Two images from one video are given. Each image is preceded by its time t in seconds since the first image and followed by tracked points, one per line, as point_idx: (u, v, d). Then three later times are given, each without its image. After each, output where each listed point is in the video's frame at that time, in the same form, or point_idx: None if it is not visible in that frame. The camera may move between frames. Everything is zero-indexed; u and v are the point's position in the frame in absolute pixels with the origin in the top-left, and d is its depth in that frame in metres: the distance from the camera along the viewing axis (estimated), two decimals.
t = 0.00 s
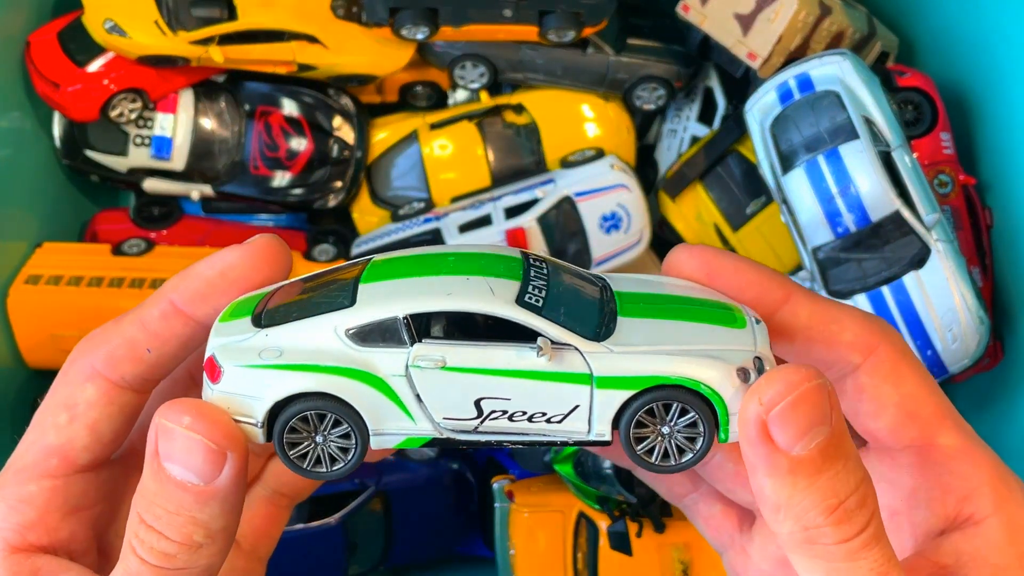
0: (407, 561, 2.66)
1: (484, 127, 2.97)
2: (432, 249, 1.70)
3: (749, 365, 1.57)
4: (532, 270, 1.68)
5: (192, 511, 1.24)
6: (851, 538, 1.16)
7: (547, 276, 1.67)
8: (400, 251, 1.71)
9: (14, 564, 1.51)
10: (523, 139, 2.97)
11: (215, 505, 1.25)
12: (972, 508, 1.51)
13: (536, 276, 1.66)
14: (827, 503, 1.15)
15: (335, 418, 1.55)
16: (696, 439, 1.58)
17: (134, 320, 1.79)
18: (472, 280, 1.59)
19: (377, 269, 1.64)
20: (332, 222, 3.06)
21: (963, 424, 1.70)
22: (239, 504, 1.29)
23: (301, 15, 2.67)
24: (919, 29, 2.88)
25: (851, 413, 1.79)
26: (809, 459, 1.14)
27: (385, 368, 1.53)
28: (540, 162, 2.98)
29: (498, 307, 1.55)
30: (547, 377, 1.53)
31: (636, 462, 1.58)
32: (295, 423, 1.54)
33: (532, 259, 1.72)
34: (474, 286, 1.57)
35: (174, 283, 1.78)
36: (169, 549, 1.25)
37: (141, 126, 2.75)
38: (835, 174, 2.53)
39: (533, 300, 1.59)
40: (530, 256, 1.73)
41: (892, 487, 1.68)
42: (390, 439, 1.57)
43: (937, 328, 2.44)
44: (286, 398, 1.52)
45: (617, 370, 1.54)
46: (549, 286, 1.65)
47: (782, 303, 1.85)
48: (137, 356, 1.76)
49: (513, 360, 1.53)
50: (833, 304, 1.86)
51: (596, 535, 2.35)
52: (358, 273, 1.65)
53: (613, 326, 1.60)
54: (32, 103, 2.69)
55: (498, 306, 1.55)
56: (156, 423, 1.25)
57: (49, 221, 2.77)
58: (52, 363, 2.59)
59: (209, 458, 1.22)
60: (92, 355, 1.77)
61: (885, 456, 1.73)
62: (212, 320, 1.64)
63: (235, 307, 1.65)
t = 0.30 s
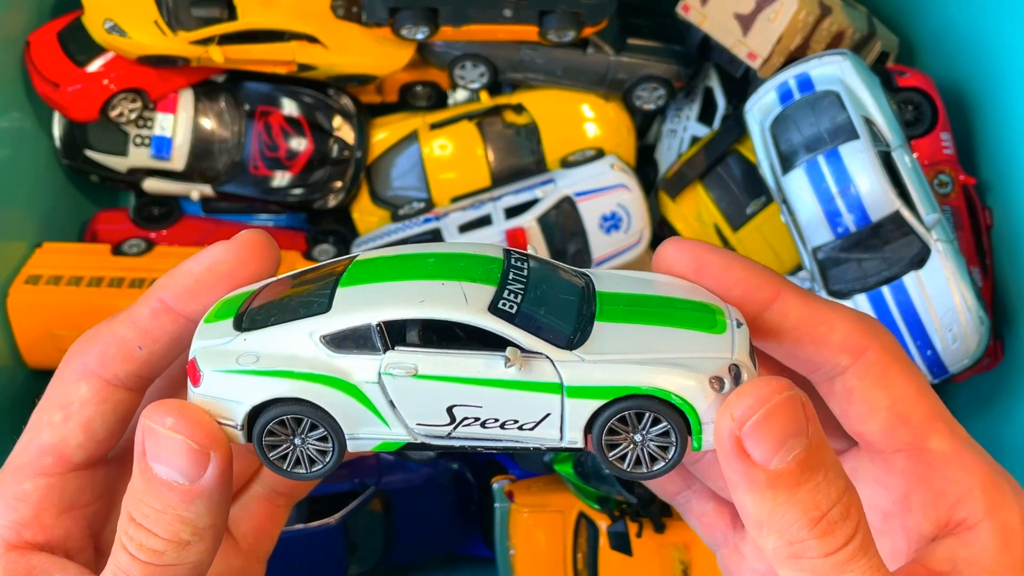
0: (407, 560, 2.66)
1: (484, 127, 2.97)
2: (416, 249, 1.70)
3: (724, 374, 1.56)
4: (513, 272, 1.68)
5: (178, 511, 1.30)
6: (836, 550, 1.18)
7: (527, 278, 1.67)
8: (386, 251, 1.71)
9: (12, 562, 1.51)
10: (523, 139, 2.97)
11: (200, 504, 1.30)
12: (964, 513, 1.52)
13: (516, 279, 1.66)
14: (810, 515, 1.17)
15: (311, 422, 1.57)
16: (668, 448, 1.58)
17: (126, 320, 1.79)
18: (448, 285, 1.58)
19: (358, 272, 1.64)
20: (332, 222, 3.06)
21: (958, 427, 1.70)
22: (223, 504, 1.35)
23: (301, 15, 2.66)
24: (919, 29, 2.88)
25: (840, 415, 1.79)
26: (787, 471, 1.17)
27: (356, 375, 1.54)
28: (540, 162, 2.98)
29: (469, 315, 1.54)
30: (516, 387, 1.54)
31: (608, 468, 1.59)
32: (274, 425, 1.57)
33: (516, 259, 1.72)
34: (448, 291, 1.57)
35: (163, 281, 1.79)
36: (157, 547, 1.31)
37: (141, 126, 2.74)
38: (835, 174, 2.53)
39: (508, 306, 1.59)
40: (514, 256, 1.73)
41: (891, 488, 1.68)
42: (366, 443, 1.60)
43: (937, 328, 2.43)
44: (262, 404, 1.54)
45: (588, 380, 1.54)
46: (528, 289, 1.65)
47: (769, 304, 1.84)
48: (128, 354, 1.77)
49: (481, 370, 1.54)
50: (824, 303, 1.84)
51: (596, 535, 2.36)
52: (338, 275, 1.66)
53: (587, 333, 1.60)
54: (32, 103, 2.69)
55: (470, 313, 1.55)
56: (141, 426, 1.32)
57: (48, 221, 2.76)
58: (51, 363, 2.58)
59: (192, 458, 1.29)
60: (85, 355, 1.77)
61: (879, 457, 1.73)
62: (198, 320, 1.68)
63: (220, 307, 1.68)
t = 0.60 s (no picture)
0: (407, 560, 2.66)
1: (484, 127, 2.97)
2: (406, 239, 1.75)
3: (688, 404, 1.57)
4: (496, 273, 1.71)
5: (161, 481, 1.40)
6: None
7: (509, 281, 1.71)
8: (375, 239, 1.76)
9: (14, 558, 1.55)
10: (523, 139, 2.97)
11: (182, 474, 1.40)
12: (955, 519, 1.54)
13: (497, 282, 1.69)
14: (757, 562, 1.25)
15: (282, 407, 1.66)
16: (627, 471, 1.65)
17: (108, 300, 1.90)
18: (424, 286, 1.62)
19: (342, 260, 1.69)
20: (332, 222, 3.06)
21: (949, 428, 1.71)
22: (206, 480, 1.45)
23: (301, 14, 2.66)
24: (918, 29, 2.88)
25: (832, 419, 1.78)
26: (722, 527, 1.24)
27: (326, 370, 1.61)
28: (540, 162, 2.98)
29: (442, 321, 1.59)
30: (479, 396, 1.60)
31: (568, 483, 1.69)
32: (247, 407, 1.67)
33: (502, 258, 1.75)
34: (423, 293, 1.61)
35: (144, 261, 1.88)
36: (142, 519, 1.40)
37: (141, 126, 2.75)
38: (835, 174, 2.53)
39: (481, 313, 1.63)
40: (501, 254, 1.76)
41: (889, 487, 1.68)
42: (334, 431, 1.70)
43: (937, 328, 2.43)
44: (236, 385, 1.64)
45: (548, 399, 1.59)
46: (506, 292, 1.69)
47: (760, 311, 1.83)
48: (113, 331, 1.88)
49: (446, 379, 1.60)
50: (814, 307, 1.84)
51: (596, 535, 2.38)
52: (323, 262, 1.70)
53: (557, 348, 1.63)
54: (32, 103, 2.69)
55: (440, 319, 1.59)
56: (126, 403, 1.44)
57: (48, 222, 2.76)
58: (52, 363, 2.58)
59: (174, 427, 1.40)
60: (74, 336, 1.89)
61: (873, 461, 1.73)
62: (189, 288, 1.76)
63: (209, 277, 1.76)
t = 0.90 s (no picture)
0: (407, 560, 2.66)
1: (484, 127, 2.97)
2: (406, 234, 1.78)
3: (641, 450, 1.53)
4: (484, 282, 1.71)
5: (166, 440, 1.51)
6: None
7: (495, 292, 1.71)
8: (383, 228, 1.79)
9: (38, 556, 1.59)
10: (523, 139, 2.97)
11: (188, 433, 1.52)
12: (951, 547, 1.49)
13: (481, 293, 1.69)
14: None
15: (264, 385, 1.73)
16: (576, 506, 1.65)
17: (121, 292, 1.97)
18: (403, 291, 1.64)
19: (339, 249, 1.73)
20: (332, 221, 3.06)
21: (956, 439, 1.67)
22: (213, 447, 1.54)
23: (301, 14, 2.66)
24: (918, 29, 2.88)
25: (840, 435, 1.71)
26: (666, 568, 1.26)
27: (302, 361, 1.66)
28: (541, 162, 2.98)
29: (410, 331, 1.59)
30: (437, 408, 1.63)
31: (522, 505, 1.73)
32: (234, 381, 1.75)
33: (495, 265, 1.75)
34: (398, 298, 1.63)
35: (156, 254, 1.95)
36: (146, 484, 1.47)
37: (141, 126, 2.75)
38: (835, 174, 2.53)
39: (454, 327, 1.63)
40: (496, 260, 1.77)
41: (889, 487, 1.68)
42: (311, 414, 1.76)
43: (937, 328, 2.43)
44: (220, 361, 1.70)
45: (502, 426, 1.59)
46: (488, 303, 1.69)
47: (769, 334, 1.76)
48: (123, 321, 1.94)
49: (409, 389, 1.62)
50: (820, 325, 1.77)
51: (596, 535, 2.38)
52: (322, 248, 1.74)
53: (523, 370, 1.63)
54: (32, 103, 2.69)
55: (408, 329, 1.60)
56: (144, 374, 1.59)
57: (48, 221, 2.76)
58: (52, 363, 2.58)
59: (177, 387, 1.54)
60: (87, 327, 1.94)
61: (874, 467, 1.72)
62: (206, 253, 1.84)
63: (226, 244, 1.83)
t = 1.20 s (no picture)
0: (407, 561, 2.67)
1: (484, 127, 2.97)
2: (416, 232, 1.78)
3: (612, 478, 1.50)
4: (484, 291, 1.70)
5: (292, 511, 1.40)
6: None
7: (493, 302, 1.69)
8: (395, 224, 1.80)
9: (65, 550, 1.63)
10: (523, 138, 2.97)
11: (315, 508, 1.40)
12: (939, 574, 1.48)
13: (479, 300, 1.68)
14: None
15: (259, 365, 1.76)
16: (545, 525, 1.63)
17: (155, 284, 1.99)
18: (400, 290, 1.64)
19: (347, 241, 1.74)
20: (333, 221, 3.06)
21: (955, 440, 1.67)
22: (332, 519, 1.45)
23: (301, 14, 2.66)
24: (918, 30, 2.89)
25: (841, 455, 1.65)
26: None
27: (295, 348, 1.66)
28: (541, 162, 2.99)
29: (399, 330, 1.59)
30: (415, 412, 1.61)
31: (492, 513, 1.71)
32: (232, 355, 1.79)
33: (498, 275, 1.74)
34: (392, 297, 1.63)
35: (180, 243, 2.02)
36: (257, 542, 1.38)
37: (141, 126, 2.75)
38: (835, 174, 2.54)
39: (445, 331, 1.62)
40: (500, 270, 1.75)
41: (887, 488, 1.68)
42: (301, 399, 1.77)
43: (937, 328, 2.43)
44: (220, 335, 1.75)
45: (478, 436, 1.57)
46: (483, 312, 1.68)
47: (767, 360, 1.67)
48: (157, 311, 1.95)
49: (394, 387, 1.61)
50: (818, 350, 1.68)
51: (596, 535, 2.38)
52: (329, 238, 1.76)
53: (507, 386, 1.61)
54: (32, 103, 2.69)
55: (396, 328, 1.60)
56: (294, 421, 1.44)
57: (48, 221, 2.77)
58: (52, 363, 2.58)
59: (330, 460, 1.40)
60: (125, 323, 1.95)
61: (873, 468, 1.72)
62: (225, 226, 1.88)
63: (246, 219, 1.87)
